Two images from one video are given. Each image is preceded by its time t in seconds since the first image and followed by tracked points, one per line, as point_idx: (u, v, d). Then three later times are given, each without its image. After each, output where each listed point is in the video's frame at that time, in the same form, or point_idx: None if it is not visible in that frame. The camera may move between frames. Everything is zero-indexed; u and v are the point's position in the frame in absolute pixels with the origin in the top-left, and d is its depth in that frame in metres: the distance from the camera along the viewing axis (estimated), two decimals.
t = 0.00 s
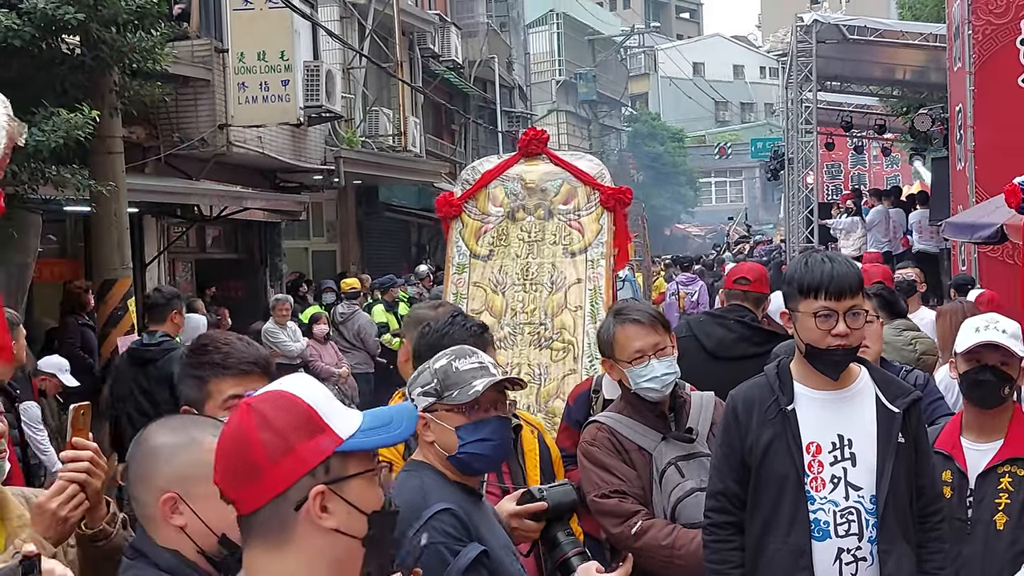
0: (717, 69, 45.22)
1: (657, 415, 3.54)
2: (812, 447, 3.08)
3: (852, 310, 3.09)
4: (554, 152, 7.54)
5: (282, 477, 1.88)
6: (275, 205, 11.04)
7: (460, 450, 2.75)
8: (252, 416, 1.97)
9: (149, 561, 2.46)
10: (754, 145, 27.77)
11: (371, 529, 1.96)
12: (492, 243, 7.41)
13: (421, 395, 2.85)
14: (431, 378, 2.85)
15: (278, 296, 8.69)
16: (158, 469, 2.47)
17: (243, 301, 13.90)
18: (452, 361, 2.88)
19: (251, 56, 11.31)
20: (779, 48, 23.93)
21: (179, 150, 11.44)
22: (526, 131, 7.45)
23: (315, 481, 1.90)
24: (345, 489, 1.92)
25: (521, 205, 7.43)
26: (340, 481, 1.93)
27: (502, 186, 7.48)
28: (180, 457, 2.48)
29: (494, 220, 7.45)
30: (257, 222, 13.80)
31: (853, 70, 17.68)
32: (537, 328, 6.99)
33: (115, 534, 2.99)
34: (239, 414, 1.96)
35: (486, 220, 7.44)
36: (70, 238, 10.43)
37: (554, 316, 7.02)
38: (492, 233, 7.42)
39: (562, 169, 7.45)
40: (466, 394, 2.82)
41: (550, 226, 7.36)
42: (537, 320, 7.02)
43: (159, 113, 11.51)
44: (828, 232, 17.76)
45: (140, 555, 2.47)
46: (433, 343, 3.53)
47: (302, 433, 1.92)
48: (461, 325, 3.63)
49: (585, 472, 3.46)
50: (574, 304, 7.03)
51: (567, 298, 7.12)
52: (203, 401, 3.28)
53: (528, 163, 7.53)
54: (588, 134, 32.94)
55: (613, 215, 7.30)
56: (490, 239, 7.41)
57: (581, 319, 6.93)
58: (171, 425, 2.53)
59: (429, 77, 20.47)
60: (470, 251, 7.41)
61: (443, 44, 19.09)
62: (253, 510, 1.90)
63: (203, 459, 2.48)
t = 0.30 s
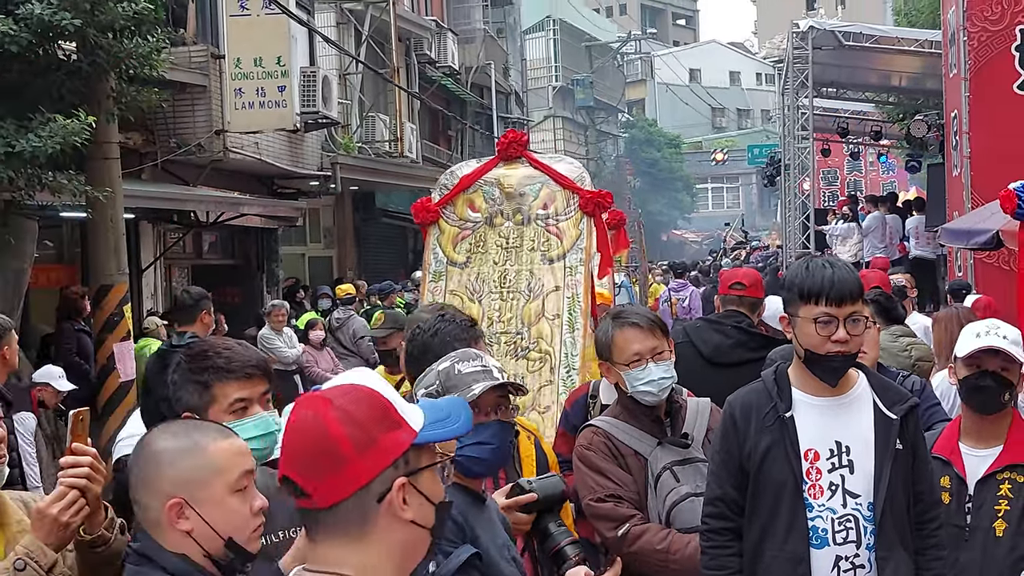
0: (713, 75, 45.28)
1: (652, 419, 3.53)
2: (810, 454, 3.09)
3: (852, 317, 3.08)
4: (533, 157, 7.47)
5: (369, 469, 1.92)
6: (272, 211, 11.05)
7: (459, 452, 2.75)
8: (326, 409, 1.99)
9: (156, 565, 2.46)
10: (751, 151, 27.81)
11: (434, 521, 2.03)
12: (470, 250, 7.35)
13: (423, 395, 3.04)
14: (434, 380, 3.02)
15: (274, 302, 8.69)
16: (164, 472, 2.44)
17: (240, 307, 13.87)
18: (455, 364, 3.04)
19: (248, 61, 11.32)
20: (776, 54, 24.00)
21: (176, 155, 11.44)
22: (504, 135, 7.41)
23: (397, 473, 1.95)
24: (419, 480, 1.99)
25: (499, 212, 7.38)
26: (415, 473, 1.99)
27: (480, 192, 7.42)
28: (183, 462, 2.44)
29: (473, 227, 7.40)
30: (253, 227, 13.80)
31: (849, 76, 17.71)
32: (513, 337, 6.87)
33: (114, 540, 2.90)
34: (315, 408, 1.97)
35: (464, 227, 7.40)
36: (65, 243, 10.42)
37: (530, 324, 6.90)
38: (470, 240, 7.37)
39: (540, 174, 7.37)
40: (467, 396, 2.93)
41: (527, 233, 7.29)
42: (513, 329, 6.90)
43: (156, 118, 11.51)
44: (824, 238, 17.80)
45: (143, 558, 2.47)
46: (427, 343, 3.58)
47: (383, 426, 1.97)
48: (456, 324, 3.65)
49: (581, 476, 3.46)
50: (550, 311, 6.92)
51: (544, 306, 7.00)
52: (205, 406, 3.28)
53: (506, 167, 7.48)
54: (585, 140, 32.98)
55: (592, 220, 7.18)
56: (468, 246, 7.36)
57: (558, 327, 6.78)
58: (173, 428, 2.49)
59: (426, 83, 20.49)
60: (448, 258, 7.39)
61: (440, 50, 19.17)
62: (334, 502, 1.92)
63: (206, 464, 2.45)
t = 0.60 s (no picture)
0: (711, 79, 45.31)
1: (650, 423, 3.52)
2: (818, 458, 3.08)
3: (861, 323, 3.10)
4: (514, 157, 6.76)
5: (451, 472, 1.89)
6: (270, 215, 11.02)
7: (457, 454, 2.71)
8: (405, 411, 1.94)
9: (174, 568, 2.44)
10: (749, 155, 27.84)
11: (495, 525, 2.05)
12: (447, 256, 6.62)
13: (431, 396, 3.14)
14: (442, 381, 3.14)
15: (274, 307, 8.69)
16: (186, 476, 2.42)
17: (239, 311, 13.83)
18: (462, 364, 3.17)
19: (246, 66, 11.32)
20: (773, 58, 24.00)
21: (174, 159, 11.42)
22: (483, 132, 6.66)
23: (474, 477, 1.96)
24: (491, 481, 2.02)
25: (478, 214, 6.65)
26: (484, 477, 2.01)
27: (459, 193, 6.68)
28: (205, 464, 2.43)
29: (450, 230, 6.66)
30: (251, 232, 13.78)
31: (847, 80, 17.72)
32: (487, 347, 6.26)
33: (110, 550, 2.88)
34: (395, 409, 1.92)
35: (440, 230, 6.67)
36: (63, 247, 10.39)
37: (506, 333, 6.29)
38: (447, 244, 6.64)
39: (521, 175, 6.63)
40: (476, 396, 2.99)
41: (505, 237, 6.59)
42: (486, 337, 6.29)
43: (154, 123, 11.51)
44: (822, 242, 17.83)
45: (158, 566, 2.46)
46: (425, 340, 3.54)
47: (466, 433, 1.95)
48: (455, 321, 3.62)
49: (577, 478, 3.43)
50: (525, 319, 6.30)
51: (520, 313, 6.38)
52: (212, 412, 3.27)
53: (485, 168, 6.74)
54: (583, 144, 33.02)
55: (571, 223, 6.50)
56: (445, 250, 6.63)
57: (533, 336, 6.20)
58: (192, 430, 2.47)
59: (424, 86, 20.47)
60: (424, 263, 6.62)
61: (437, 54, 19.18)
62: (416, 508, 1.86)
63: (228, 466, 2.44)
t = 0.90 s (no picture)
0: (710, 82, 45.36)
1: (649, 428, 3.51)
2: (831, 463, 3.08)
3: (876, 327, 3.08)
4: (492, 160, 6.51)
5: (513, 479, 1.91)
6: (270, 218, 11.00)
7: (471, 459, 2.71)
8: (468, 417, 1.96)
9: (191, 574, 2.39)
10: (749, 157, 27.84)
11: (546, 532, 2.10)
12: (423, 260, 6.29)
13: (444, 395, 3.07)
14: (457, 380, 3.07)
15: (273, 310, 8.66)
16: (217, 482, 2.38)
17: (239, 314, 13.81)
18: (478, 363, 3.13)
19: (246, 69, 11.31)
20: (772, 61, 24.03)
21: (174, 163, 11.40)
22: (460, 132, 6.45)
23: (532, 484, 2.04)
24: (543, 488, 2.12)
25: (453, 218, 6.36)
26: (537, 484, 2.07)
27: (435, 196, 6.39)
28: (237, 470, 2.40)
29: (427, 234, 6.34)
30: (250, 235, 13.77)
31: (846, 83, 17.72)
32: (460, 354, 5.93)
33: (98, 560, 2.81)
34: (457, 416, 1.93)
35: (417, 233, 6.35)
36: (63, 250, 10.37)
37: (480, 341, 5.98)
38: (423, 247, 6.31)
39: (499, 177, 6.37)
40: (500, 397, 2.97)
41: (483, 241, 6.30)
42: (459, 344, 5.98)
43: (154, 126, 11.47)
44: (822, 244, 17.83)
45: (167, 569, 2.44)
46: (419, 339, 3.45)
47: (524, 442, 1.98)
48: (449, 318, 3.51)
49: (574, 481, 3.41)
50: (500, 326, 6.02)
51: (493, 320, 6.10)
52: (215, 416, 3.25)
53: (463, 170, 6.50)
54: (582, 147, 33.08)
55: (549, 226, 6.28)
56: (421, 254, 6.30)
57: (507, 342, 5.96)
58: (223, 435, 2.45)
59: (424, 90, 20.47)
60: (400, 267, 6.25)
61: (438, 57, 19.25)
62: (480, 515, 1.87)
63: (258, 474, 2.41)
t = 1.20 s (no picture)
0: (711, 85, 45.42)
1: (655, 427, 3.45)
2: (822, 466, 3.09)
3: (874, 334, 3.09)
4: (469, 159, 6.18)
5: (539, 483, 1.90)
6: (270, 221, 11.03)
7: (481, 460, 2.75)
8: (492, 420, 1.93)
9: None
10: (750, 160, 27.86)
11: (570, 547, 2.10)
12: (396, 264, 6.02)
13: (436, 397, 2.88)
14: (452, 380, 2.87)
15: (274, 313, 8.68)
16: (216, 491, 2.35)
17: (239, 316, 13.83)
18: (472, 364, 2.93)
19: (247, 72, 11.34)
20: (772, 63, 24.06)
21: (175, 166, 11.42)
22: (435, 132, 6.06)
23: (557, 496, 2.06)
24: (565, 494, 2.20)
25: (428, 220, 6.07)
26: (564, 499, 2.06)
27: (409, 198, 6.09)
28: (238, 479, 2.36)
29: (401, 238, 6.07)
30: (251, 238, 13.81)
31: (847, 85, 17.72)
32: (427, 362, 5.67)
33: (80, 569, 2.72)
34: (482, 420, 1.91)
35: (391, 237, 6.07)
36: (64, 253, 10.40)
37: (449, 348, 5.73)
38: (397, 252, 6.05)
39: (474, 178, 6.06)
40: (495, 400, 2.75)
41: (457, 244, 6.03)
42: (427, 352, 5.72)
43: (154, 129, 11.49)
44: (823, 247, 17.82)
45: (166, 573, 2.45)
46: (419, 341, 3.46)
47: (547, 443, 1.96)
48: (448, 321, 3.51)
49: (585, 476, 3.23)
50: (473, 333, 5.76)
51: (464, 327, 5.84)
52: (219, 417, 3.26)
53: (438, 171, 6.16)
54: (583, 150, 33.17)
55: (523, 229, 5.97)
56: (394, 258, 6.04)
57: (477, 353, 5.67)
58: (225, 443, 2.42)
59: (424, 92, 20.52)
60: (373, 272, 6.02)
61: (438, 60, 19.30)
62: (506, 521, 1.85)
63: (259, 485, 2.37)
